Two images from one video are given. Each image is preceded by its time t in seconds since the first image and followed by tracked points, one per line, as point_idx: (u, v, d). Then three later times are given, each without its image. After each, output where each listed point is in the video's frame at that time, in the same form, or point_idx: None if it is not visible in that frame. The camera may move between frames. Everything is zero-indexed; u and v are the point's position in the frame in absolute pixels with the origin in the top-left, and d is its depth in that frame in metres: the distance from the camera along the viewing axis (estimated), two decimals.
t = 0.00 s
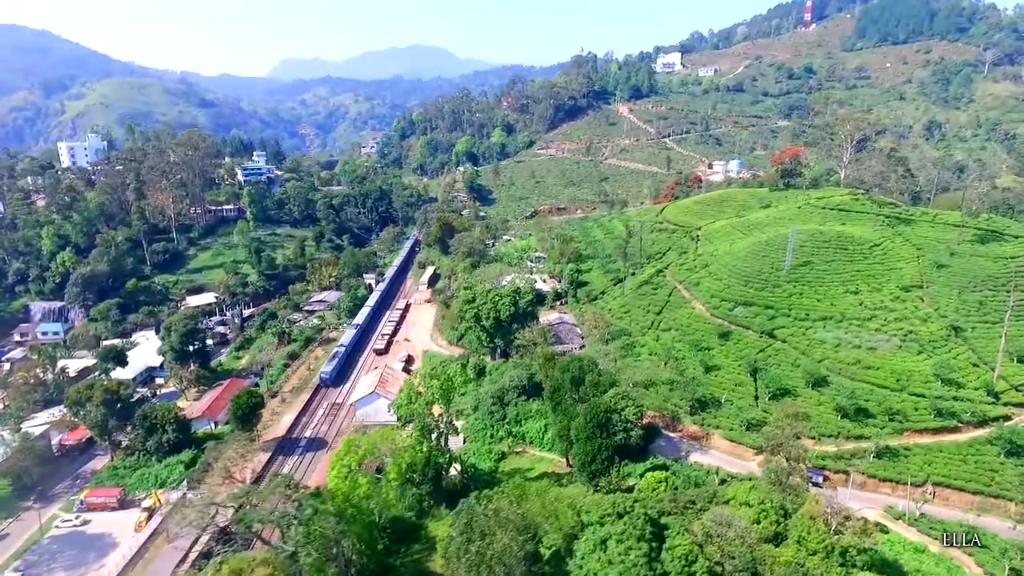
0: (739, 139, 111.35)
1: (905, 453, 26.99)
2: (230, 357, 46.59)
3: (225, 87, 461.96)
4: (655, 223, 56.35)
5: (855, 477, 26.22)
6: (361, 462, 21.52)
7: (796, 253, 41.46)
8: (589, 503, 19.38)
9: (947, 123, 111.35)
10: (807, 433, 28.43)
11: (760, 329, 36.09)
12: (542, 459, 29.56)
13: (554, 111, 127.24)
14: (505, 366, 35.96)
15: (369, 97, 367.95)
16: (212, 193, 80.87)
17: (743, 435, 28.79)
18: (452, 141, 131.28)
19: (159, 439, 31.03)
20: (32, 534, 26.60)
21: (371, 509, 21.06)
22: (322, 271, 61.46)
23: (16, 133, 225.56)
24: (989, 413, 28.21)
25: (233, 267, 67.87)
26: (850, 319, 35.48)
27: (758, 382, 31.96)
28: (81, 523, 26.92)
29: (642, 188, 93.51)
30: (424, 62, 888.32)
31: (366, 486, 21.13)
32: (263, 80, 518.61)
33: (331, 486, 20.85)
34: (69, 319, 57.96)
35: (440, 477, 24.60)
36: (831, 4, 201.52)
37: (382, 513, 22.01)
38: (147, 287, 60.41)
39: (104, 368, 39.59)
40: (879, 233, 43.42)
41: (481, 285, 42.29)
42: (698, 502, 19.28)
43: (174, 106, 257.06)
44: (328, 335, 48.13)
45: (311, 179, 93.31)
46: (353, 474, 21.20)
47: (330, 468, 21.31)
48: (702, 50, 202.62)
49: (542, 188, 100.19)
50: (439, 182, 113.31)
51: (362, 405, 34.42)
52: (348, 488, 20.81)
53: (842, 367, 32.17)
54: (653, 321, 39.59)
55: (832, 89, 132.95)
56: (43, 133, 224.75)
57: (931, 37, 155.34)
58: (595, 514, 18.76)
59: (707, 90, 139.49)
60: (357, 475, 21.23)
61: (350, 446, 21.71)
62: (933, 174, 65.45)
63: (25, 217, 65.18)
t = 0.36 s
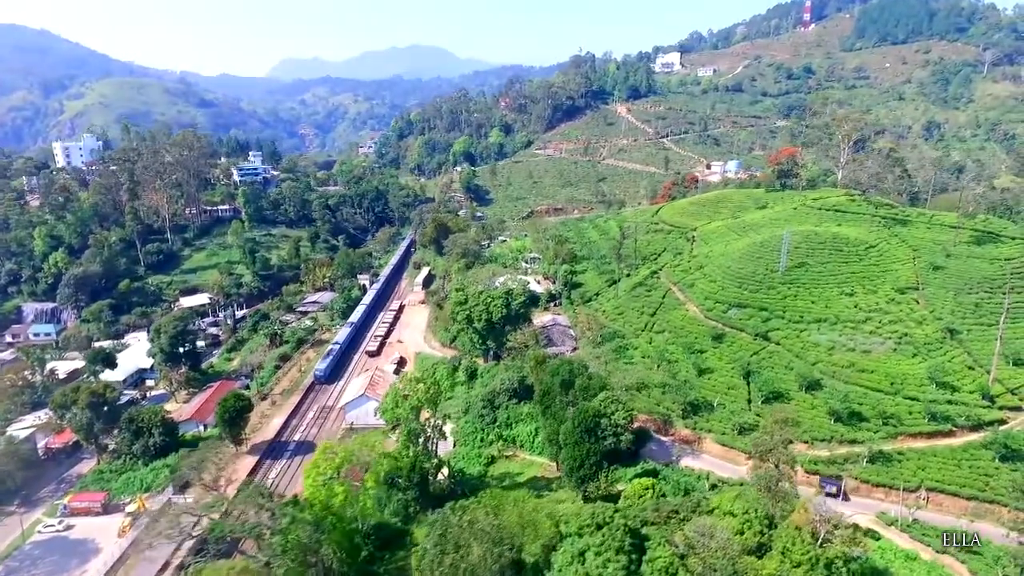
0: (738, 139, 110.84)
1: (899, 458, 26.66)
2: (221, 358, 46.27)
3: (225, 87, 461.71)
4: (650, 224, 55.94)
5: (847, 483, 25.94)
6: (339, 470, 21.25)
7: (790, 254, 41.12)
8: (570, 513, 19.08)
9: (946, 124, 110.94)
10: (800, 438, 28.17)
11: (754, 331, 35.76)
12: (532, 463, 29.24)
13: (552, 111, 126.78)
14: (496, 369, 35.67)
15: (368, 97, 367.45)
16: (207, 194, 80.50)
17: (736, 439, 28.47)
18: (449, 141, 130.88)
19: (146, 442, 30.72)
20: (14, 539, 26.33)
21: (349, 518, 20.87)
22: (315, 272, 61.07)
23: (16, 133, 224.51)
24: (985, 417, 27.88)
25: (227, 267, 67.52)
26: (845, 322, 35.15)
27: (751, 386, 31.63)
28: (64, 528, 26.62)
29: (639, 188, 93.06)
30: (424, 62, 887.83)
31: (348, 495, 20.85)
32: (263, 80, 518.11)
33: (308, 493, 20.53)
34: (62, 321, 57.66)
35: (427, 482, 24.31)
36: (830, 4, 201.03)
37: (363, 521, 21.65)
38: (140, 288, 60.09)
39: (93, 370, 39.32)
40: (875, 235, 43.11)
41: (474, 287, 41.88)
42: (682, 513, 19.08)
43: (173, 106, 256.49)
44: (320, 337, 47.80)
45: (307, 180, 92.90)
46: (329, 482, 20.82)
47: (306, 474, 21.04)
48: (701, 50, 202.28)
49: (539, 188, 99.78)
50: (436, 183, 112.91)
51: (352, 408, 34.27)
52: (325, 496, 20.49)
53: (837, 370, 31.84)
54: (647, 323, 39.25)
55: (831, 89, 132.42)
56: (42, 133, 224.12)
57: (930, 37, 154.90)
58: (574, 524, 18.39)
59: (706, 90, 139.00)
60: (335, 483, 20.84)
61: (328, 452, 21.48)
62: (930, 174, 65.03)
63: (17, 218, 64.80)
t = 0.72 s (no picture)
0: (736, 139, 110.34)
1: (893, 462, 26.33)
2: (212, 360, 45.92)
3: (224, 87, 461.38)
4: (645, 225, 55.55)
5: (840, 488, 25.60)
6: (315, 479, 21.00)
7: (785, 256, 40.78)
8: (547, 525, 18.99)
9: (945, 124, 110.46)
10: (792, 442, 27.84)
11: (748, 333, 35.42)
12: (522, 467, 28.90)
13: (550, 111, 126.36)
14: (488, 372, 35.35)
15: (367, 97, 367.16)
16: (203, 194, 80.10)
17: (728, 443, 28.13)
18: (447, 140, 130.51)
19: (132, 446, 30.39)
20: None
21: (330, 526, 20.67)
22: (309, 273, 60.78)
23: (14, 133, 223.51)
24: (980, 421, 27.53)
25: (222, 268, 67.17)
26: (840, 324, 34.79)
27: (744, 389, 31.28)
28: (45, 533, 26.50)
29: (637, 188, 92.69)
30: (423, 62, 887.59)
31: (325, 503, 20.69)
32: (262, 79, 517.64)
33: (284, 502, 20.37)
34: (54, 322, 57.35)
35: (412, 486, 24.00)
36: (829, 4, 200.50)
37: (345, 528, 21.44)
38: (133, 288, 59.76)
39: (82, 372, 39.07)
40: (871, 236, 42.75)
41: (466, 287, 41.47)
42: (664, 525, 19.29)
43: (172, 106, 255.95)
44: (312, 338, 47.47)
45: (303, 180, 92.53)
46: (306, 491, 20.61)
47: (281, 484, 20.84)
48: (699, 50, 201.77)
49: (536, 189, 99.40)
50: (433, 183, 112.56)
51: (342, 412, 34.05)
52: (302, 505, 20.31)
53: (830, 374, 31.50)
54: (640, 325, 38.92)
55: (830, 89, 131.89)
56: (40, 132, 223.64)
57: (929, 37, 154.46)
58: (552, 536, 18.27)
59: (704, 90, 138.55)
60: (311, 491, 20.64)
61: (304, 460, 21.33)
62: (929, 175, 64.62)
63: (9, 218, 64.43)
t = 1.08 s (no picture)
0: (735, 140, 109.78)
1: (888, 468, 25.92)
2: (204, 362, 45.54)
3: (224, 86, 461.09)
4: (641, 226, 55.17)
5: (834, 495, 25.20)
6: (291, 489, 20.19)
7: (781, 258, 40.38)
8: (523, 540, 19.47)
9: (945, 125, 109.94)
10: (785, 448, 27.45)
11: (742, 336, 35.03)
12: (512, 472, 28.53)
13: (548, 111, 125.92)
14: (479, 375, 34.98)
15: (367, 97, 367.01)
16: (198, 194, 79.67)
17: (720, 448, 27.78)
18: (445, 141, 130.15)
19: (118, 450, 30.06)
20: None
21: (307, 536, 20.06)
22: (304, 274, 60.37)
23: (13, 133, 221.79)
24: (976, 427, 27.17)
25: (216, 269, 66.73)
26: (835, 328, 34.40)
27: (738, 393, 30.89)
28: (27, 539, 26.31)
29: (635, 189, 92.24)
30: (423, 62, 887.26)
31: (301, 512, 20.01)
32: (262, 79, 517.30)
33: (257, 512, 19.69)
34: (47, 323, 56.97)
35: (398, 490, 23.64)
36: (829, 4, 200.00)
37: (325, 537, 20.68)
38: (127, 290, 59.35)
39: (70, 374, 38.73)
40: (868, 238, 42.37)
41: (459, 289, 41.09)
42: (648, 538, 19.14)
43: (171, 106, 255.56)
44: (305, 341, 47.15)
45: (300, 180, 92.12)
46: (280, 501, 19.83)
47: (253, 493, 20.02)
48: (698, 50, 201.36)
49: (534, 189, 98.95)
50: (431, 183, 112.12)
51: (332, 415, 33.68)
52: (277, 514, 19.63)
53: (825, 377, 31.11)
54: (634, 327, 38.57)
55: (830, 89, 131.47)
56: (39, 132, 222.99)
57: (929, 38, 153.97)
58: (529, 551, 18.81)
59: (704, 91, 138.10)
60: (286, 501, 19.88)
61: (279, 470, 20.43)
62: (928, 176, 64.19)
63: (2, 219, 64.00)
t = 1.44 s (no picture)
0: (743, 140, 108.71)
1: (892, 477, 25.34)
2: (204, 362, 45.42)
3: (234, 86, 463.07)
4: (645, 227, 54.54)
5: (836, 503, 24.65)
6: (273, 496, 19.94)
7: (785, 260, 39.74)
8: (507, 552, 18.58)
9: (957, 125, 108.39)
10: (787, 454, 26.91)
11: (745, 340, 34.48)
12: (508, 477, 28.15)
13: (555, 111, 125.28)
14: (477, 377, 34.62)
15: (375, 96, 367.39)
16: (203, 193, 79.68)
17: (720, 455, 27.31)
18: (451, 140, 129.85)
19: (113, 451, 29.97)
20: None
21: (291, 544, 19.74)
22: (307, 274, 60.21)
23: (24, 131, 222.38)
24: (984, 435, 26.56)
25: (220, 268, 66.65)
26: (840, 332, 33.77)
27: (740, 398, 30.36)
28: (21, 540, 26.20)
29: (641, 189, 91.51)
30: (432, 61, 887.66)
31: (283, 519, 19.77)
32: (271, 79, 519.08)
33: (237, 520, 19.52)
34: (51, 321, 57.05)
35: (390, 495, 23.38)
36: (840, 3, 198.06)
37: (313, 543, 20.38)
38: (130, 288, 59.35)
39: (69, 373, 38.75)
40: (875, 240, 41.67)
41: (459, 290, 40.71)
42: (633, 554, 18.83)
43: (180, 105, 256.49)
44: (306, 341, 46.96)
45: (305, 180, 92.05)
46: (260, 509, 19.69)
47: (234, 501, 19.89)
48: (707, 50, 200.09)
49: (540, 189, 98.37)
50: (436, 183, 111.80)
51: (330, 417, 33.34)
52: (258, 523, 19.46)
53: (829, 383, 30.53)
54: (636, 330, 38.08)
55: (840, 89, 130.01)
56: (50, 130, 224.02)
57: (941, 37, 152.06)
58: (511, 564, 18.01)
59: (712, 90, 137.00)
60: (266, 509, 19.69)
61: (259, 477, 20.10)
62: (938, 178, 63.17)
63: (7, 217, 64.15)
